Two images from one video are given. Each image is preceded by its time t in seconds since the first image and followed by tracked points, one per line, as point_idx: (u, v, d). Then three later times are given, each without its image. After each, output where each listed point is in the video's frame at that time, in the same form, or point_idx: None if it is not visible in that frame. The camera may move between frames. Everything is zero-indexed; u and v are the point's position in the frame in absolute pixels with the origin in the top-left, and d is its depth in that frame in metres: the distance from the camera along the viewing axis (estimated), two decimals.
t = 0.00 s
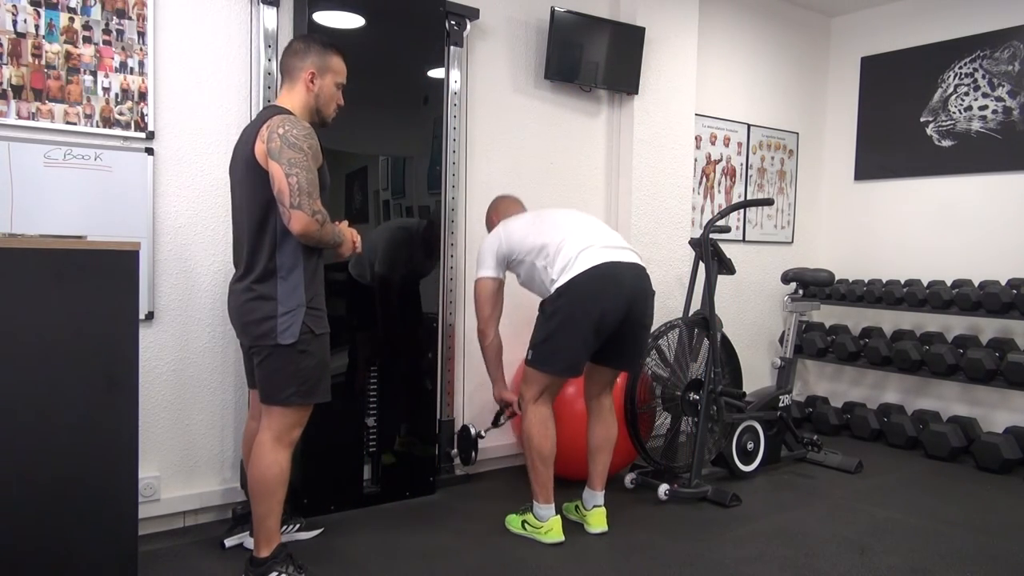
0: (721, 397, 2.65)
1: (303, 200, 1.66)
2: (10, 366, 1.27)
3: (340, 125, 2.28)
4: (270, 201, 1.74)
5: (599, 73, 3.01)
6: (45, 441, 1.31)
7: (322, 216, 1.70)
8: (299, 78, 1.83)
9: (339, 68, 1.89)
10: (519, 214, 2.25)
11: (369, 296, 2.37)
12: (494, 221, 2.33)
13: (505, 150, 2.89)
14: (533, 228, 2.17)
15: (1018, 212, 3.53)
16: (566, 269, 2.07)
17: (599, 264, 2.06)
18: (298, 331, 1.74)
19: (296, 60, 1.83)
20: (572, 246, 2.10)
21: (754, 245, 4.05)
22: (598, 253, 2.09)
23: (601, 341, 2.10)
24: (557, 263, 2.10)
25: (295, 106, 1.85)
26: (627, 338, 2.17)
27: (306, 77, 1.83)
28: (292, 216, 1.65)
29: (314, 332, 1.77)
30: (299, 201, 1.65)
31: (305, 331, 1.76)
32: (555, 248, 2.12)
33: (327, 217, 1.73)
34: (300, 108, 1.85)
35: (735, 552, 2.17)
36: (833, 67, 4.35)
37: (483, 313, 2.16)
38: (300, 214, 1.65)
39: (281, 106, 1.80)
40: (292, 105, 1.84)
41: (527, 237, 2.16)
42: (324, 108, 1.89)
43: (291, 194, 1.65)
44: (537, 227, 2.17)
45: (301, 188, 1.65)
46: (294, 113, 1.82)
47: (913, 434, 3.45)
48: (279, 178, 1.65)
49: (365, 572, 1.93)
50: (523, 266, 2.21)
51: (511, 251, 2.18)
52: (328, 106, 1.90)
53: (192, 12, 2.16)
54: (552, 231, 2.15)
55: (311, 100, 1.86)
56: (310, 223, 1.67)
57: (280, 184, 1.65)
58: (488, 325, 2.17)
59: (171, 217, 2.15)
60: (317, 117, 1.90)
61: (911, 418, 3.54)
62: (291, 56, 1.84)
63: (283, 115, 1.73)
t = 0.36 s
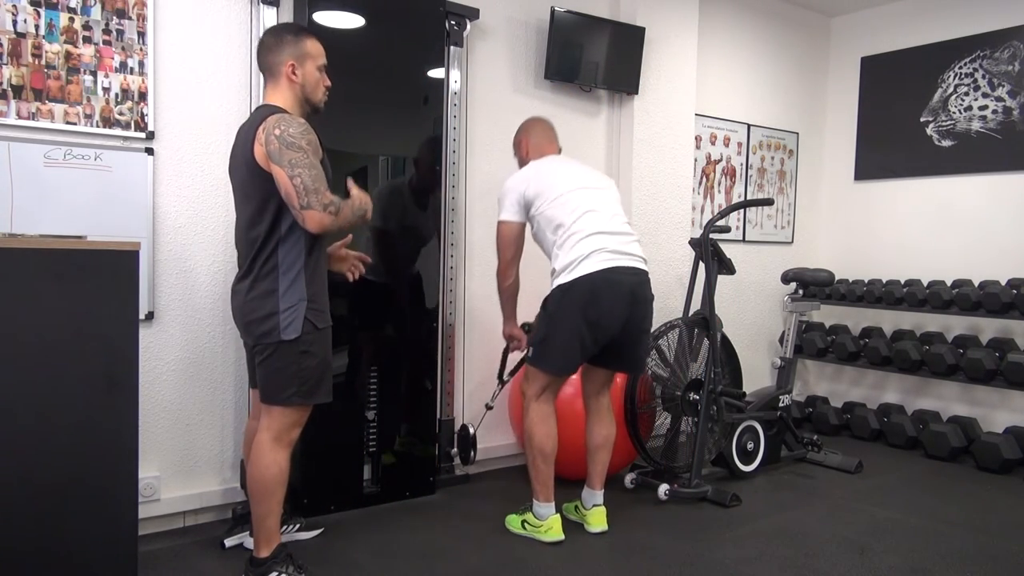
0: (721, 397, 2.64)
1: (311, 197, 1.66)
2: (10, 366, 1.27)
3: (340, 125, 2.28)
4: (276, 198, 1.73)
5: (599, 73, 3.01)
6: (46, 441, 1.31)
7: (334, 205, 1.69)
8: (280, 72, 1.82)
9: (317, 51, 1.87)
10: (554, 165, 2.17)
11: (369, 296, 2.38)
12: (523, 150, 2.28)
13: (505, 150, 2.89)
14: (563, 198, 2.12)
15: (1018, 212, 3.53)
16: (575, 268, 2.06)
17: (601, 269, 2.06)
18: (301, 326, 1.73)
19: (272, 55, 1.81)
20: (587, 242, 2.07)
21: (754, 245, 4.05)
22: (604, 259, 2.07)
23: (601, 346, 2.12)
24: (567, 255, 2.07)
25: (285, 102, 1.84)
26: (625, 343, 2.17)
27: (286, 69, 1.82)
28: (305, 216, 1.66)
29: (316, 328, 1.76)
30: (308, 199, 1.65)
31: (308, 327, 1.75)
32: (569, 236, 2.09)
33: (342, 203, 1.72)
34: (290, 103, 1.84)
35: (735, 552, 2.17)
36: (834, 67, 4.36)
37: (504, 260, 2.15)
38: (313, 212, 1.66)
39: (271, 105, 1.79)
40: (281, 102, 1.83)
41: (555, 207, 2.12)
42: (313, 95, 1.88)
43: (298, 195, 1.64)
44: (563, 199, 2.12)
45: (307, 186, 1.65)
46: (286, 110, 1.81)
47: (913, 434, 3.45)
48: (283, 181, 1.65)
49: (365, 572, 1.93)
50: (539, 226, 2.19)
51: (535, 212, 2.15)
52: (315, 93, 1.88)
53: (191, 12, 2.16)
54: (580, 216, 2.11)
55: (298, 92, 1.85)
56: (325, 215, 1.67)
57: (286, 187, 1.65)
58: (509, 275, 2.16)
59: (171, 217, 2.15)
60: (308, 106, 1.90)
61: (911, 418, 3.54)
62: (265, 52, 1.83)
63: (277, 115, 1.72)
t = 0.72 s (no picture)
0: (721, 397, 2.64)
1: (339, 189, 1.69)
2: (10, 368, 1.27)
3: (340, 125, 2.27)
4: (280, 198, 1.73)
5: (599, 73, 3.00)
6: (46, 442, 1.31)
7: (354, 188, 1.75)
8: (267, 72, 1.81)
9: (300, 42, 1.86)
10: (598, 133, 2.14)
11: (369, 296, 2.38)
12: (563, 98, 2.24)
13: (505, 150, 2.89)
14: (596, 177, 2.12)
15: (1018, 212, 3.53)
16: (567, 266, 2.10)
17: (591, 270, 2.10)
18: (304, 322, 1.74)
19: (256, 56, 1.81)
20: (586, 248, 2.10)
21: (754, 245, 4.05)
22: (595, 261, 2.11)
23: (591, 342, 2.16)
24: (562, 246, 2.12)
25: (279, 102, 1.84)
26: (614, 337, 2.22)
27: (273, 68, 1.81)
28: (338, 209, 1.70)
29: (320, 323, 1.76)
30: (337, 193, 1.68)
31: (311, 323, 1.75)
32: (576, 229, 2.13)
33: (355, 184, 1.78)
34: (281, 101, 1.84)
35: (735, 552, 2.17)
36: (834, 67, 4.36)
37: (532, 209, 2.11)
38: (346, 202, 1.70)
39: (264, 105, 1.79)
40: (274, 102, 1.83)
41: (585, 184, 2.12)
42: (303, 89, 1.88)
43: (326, 192, 1.67)
44: (589, 187, 2.12)
45: (331, 180, 1.67)
46: (279, 109, 1.82)
47: (913, 434, 3.45)
48: (305, 183, 1.65)
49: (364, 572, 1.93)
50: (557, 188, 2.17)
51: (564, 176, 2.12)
52: (305, 85, 1.88)
53: (191, 12, 2.16)
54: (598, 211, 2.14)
55: (288, 88, 1.85)
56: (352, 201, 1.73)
57: (309, 188, 1.65)
58: (536, 228, 2.14)
59: (171, 217, 2.15)
60: (300, 100, 1.90)
61: (911, 418, 3.54)
62: (249, 54, 1.83)
63: (273, 115, 1.71)
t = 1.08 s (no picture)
0: (721, 397, 2.64)
1: (341, 190, 1.70)
2: (10, 368, 1.27)
3: (340, 124, 2.27)
4: (280, 203, 1.72)
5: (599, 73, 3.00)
6: (45, 442, 1.31)
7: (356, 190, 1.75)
8: (271, 70, 1.81)
9: (308, 43, 1.86)
10: (583, 128, 2.14)
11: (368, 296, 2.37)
12: (553, 90, 2.24)
13: (505, 150, 2.90)
14: (580, 173, 2.13)
15: (1018, 212, 3.53)
16: (544, 266, 2.13)
17: (566, 268, 2.11)
18: (309, 325, 1.74)
19: (262, 54, 1.81)
20: (561, 251, 2.12)
21: (754, 245, 4.05)
22: (570, 258, 2.12)
23: (576, 343, 2.17)
24: (540, 248, 2.15)
25: (280, 100, 1.84)
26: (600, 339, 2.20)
27: (277, 66, 1.81)
28: (340, 208, 1.70)
29: (323, 325, 1.77)
30: (339, 193, 1.69)
31: (315, 325, 1.76)
32: (558, 228, 2.14)
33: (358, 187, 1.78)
34: (284, 100, 1.84)
35: (735, 552, 2.17)
36: (833, 67, 4.36)
37: (518, 210, 2.09)
38: (347, 203, 1.71)
39: (265, 103, 1.79)
40: (275, 100, 1.82)
41: (569, 180, 2.12)
42: (307, 89, 1.87)
43: (328, 191, 1.67)
44: (572, 188, 2.13)
45: (333, 180, 1.67)
46: (281, 107, 1.82)
47: (913, 434, 3.45)
48: (307, 182, 1.65)
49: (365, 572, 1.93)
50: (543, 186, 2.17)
51: (547, 172, 2.11)
52: (309, 86, 1.87)
53: (191, 12, 2.16)
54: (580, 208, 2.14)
55: (291, 87, 1.85)
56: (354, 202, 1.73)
57: (311, 187, 1.65)
58: (523, 230, 2.11)
59: (171, 217, 2.15)
60: (304, 101, 1.89)
61: (911, 418, 3.54)
62: (255, 50, 1.83)
63: (275, 114, 1.71)
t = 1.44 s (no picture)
0: (721, 397, 2.64)
1: (335, 201, 1.67)
2: (10, 367, 1.27)
3: (339, 124, 2.27)
4: (285, 201, 1.72)
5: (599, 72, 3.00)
6: (46, 442, 1.31)
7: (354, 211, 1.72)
8: (285, 66, 1.80)
9: (324, 46, 1.87)
10: (591, 130, 2.14)
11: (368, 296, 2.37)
12: (558, 90, 2.24)
13: (505, 150, 2.90)
14: (590, 175, 2.13)
15: (1018, 212, 3.53)
16: (556, 264, 2.12)
17: (580, 265, 2.12)
18: (309, 329, 1.75)
19: (278, 50, 1.80)
20: (576, 251, 2.12)
21: (754, 245, 4.05)
22: (585, 255, 2.13)
23: (586, 339, 2.17)
24: (552, 248, 2.13)
25: (291, 96, 1.83)
26: (609, 335, 2.19)
27: (293, 64, 1.81)
28: (329, 219, 1.68)
29: (323, 330, 1.79)
30: (332, 204, 1.67)
31: (315, 329, 1.77)
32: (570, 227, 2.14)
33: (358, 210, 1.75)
34: (296, 98, 1.83)
35: (735, 552, 2.17)
36: (833, 67, 4.36)
37: (532, 211, 2.10)
38: (336, 216, 1.68)
39: (278, 99, 1.78)
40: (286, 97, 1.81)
41: (579, 181, 2.13)
42: (319, 90, 1.88)
43: (322, 198, 1.65)
44: (583, 190, 2.13)
45: (331, 189, 1.65)
46: (292, 105, 1.81)
47: (913, 434, 3.45)
48: (304, 182, 1.64)
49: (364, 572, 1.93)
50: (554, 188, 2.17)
51: (559, 174, 2.12)
52: (321, 88, 1.88)
53: (191, 13, 2.16)
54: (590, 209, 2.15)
55: (303, 86, 1.85)
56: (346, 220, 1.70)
57: (308, 188, 1.64)
58: (536, 230, 2.13)
59: (171, 217, 2.15)
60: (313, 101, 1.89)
61: (911, 418, 3.54)
62: (271, 45, 1.82)
63: (293, 113, 1.70)
